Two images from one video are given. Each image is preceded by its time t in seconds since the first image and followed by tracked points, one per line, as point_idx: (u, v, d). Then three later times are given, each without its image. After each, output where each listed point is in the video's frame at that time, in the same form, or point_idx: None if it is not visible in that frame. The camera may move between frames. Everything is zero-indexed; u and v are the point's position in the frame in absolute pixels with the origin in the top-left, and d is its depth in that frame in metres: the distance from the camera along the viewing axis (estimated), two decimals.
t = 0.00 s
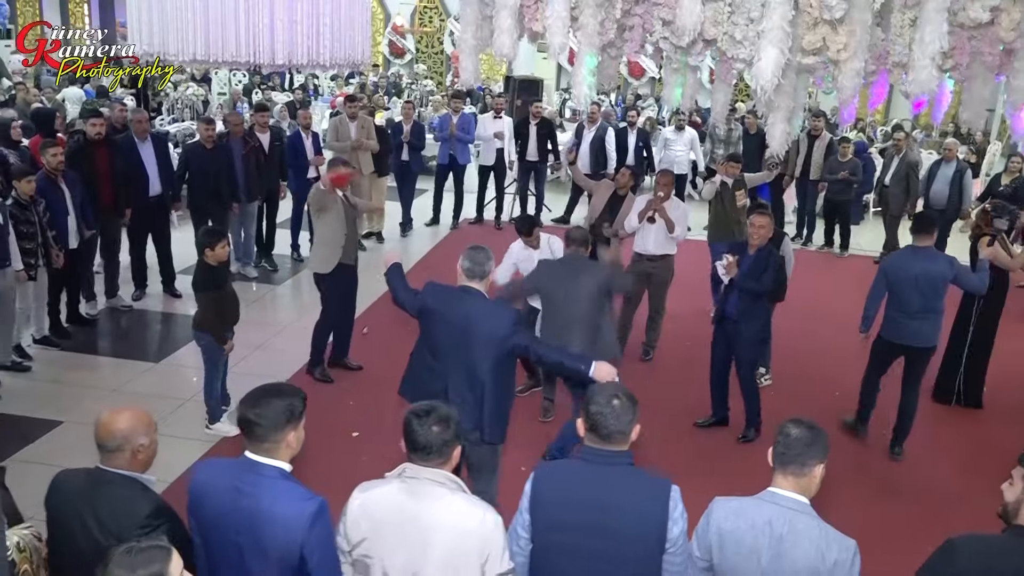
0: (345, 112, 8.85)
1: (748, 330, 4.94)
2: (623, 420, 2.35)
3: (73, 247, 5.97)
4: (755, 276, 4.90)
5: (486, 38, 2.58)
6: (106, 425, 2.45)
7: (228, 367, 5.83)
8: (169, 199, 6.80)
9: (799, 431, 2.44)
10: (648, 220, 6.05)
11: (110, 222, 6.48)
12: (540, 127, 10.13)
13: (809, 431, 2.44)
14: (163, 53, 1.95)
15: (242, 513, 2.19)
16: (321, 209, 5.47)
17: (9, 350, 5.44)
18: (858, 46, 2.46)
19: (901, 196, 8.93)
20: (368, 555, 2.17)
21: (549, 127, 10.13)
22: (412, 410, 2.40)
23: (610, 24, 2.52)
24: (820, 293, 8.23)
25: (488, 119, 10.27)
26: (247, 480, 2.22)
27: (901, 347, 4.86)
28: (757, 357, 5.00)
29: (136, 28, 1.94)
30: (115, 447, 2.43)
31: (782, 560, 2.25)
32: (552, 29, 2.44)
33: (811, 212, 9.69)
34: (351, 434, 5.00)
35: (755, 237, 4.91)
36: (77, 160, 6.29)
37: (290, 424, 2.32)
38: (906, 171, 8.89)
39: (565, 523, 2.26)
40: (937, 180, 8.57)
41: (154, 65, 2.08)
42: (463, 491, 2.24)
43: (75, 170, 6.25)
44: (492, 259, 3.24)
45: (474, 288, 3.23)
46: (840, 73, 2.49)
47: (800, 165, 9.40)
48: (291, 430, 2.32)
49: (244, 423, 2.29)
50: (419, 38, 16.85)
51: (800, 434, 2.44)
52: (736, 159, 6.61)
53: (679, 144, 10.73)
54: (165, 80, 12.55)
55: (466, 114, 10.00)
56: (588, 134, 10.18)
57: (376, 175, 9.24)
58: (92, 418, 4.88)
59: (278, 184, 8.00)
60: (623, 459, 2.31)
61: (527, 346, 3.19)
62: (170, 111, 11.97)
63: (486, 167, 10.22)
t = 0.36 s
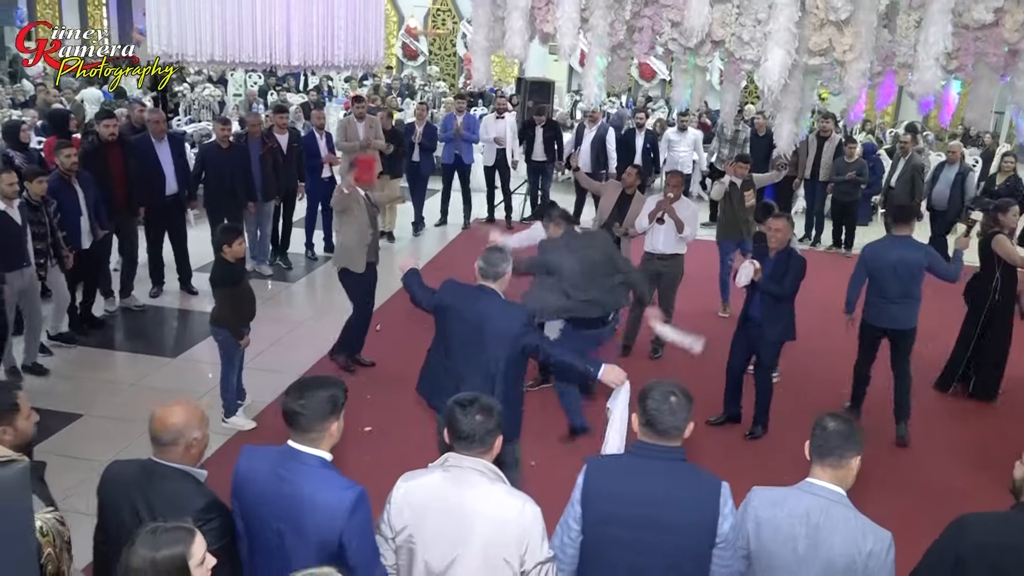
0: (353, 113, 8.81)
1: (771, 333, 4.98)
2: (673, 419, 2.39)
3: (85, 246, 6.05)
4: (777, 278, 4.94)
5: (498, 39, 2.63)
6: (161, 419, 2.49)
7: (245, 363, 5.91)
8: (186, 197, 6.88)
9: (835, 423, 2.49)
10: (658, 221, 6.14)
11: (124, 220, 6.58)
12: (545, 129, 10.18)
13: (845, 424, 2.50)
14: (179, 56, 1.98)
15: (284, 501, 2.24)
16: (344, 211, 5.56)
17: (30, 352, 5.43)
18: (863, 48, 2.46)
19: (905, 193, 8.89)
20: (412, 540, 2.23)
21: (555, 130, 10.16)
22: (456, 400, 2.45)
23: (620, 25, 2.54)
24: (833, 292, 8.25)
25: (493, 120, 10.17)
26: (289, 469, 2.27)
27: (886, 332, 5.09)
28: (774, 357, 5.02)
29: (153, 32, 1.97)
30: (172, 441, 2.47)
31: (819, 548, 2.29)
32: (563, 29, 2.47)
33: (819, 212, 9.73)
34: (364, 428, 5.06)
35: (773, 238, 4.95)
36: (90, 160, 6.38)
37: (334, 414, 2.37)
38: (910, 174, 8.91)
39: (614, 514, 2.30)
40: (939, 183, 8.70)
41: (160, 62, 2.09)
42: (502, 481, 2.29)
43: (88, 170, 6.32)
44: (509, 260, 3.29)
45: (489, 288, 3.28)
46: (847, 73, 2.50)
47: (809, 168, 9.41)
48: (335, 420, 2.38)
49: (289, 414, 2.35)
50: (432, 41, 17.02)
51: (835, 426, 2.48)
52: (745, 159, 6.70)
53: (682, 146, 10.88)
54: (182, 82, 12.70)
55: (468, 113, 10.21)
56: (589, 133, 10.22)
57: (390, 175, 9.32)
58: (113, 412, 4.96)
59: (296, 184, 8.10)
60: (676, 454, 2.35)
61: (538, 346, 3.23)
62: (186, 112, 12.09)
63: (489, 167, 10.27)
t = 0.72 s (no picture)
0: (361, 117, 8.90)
1: (775, 331, 5.07)
2: (701, 411, 2.47)
3: (110, 248, 6.14)
4: (779, 282, 5.03)
5: (507, 45, 2.73)
6: (197, 405, 2.57)
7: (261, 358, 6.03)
8: (204, 200, 6.98)
9: (834, 412, 2.60)
10: (660, 224, 6.24)
11: (147, 223, 6.67)
12: (553, 137, 10.29)
13: (845, 412, 2.61)
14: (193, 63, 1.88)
15: (315, 479, 2.36)
16: (361, 223, 5.65)
17: (54, 350, 5.45)
18: (859, 54, 2.50)
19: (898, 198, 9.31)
20: (431, 518, 2.33)
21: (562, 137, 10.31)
22: (468, 387, 2.54)
23: (624, 32, 2.63)
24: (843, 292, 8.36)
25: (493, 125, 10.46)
26: (317, 448, 2.39)
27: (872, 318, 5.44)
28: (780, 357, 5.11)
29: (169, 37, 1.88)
30: (206, 426, 2.56)
31: (819, 530, 2.40)
32: (568, 38, 2.57)
33: (819, 214, 9.86)
34: (376, 421, 5.16)
35: (774, 243, 5.05)
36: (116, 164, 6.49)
37: (362, 397, 2.49)
38: (904, 176, 9.30)
39: (629, 496, 2.38)
40: (927, 184, 8.98)
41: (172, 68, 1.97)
42: (517, 462, 2.38)
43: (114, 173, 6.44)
44: (528, 262, 3.40)
45: (511, 291, 3.37)
46: (842, 79, 2.53)
47: (808, 172, 9.51)
48: (361, 403, 2.49)
49: (319, 396, 2.46)
50: (442, 49, 17.33)
51: (834, 414, 2.60)
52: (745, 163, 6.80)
53: (684, 150, 10.87)
54: (199, 87, 12.92)
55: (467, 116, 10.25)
56: (584, 138, 10.47)
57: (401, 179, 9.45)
58: (134, 405, 5.08)
59: (310, 187, 8.23)
60: (695, 441, 2.44)
61: (569, 339, 3.40)
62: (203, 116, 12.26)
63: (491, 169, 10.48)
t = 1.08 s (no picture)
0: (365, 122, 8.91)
1: (778, 331, 5.13)
2: (697, 397, 2.54)
3: (123, 250, 6.21)
4: (778, 283, 5.12)
5: (512, 52, 2.82)
6: (225, 397, 2.68)
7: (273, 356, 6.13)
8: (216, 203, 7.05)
9: (850, 407, 2.64)
10: (660, 228, 6.33)
11: (162, 224, 6.79)
12: (553, 143, 10.40)
13: (861, 408, 2.63)
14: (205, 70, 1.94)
15: (346, 471, 2.42)
16: (364, 226, 5.73)
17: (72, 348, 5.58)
18: (853, 61, 2.56)
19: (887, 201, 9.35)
20: (456, 509, 2.43)
21: (561, 143, 10.42)
22: (498, 383, 2.59)
23: (625, 40, 2.71)
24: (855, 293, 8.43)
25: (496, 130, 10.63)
26: (348, 441, 2.46)
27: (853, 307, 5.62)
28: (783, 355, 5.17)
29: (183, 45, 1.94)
30: (233, 416, 2.66)
31: (838, 522, 2.45)
32: (570, 44, 2.64)
33: (813, 218, 9.91)
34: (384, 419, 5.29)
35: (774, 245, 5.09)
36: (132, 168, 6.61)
37: (391, 391, 2.56)
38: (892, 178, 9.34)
39: (634, 479, 2.47)
40: (915, 189, 9.09)
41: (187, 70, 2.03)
42: (540, 455, 2.46)
43: (131, 176, 6.56)
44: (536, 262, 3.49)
45: (520, 291, 3.46)
46: (837, 85, 2.59)
47: (802, 174, 9.72)
48: (391, 397, 2.57)
49: (351, 389, 2.54)
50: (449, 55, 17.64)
51: (852, 410, 2.63)
52: (742, 166, 6.86)
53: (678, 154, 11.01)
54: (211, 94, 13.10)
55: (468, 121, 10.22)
56: (580, 141, 10.44)
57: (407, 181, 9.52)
58: (150, 401, 5.17)
59: (320, 189, 8.34)
60: (690, 427, 2.52)
61: (583, 331, 3.45)
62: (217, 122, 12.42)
63: (494, 174, 10.58)
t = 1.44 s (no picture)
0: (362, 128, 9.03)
1: (778, 328, 5.14)
2: (693, 390, 2.62)
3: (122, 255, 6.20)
4: (781, 279, 5.19)
5: (509, 58, 2.89)
6: (253, 401, 2.61)
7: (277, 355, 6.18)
8: (218, 206, 7.11)
9: (880, 409, 2.65)
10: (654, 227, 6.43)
11: (161, 226, 6.83)
12: (540, 143, 10.49)
13: (891, 410, 2.65)
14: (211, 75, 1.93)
15: (377, 476, 2.42)
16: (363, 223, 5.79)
17: (77, 348, 5.68)
18: (842, 66, 2.63)
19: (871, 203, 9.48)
20: (495, 514, 2.44)
21: (550, 144, 10.50)
22: (536, 387, 2.61)
23: (619, 47, 2.77)
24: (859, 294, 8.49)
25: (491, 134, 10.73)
26: (379, 445, 2.46)
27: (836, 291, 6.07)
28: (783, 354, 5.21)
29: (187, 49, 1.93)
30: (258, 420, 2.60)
31: (869, 523, 2.46)
32: (567, 50, 2.70)
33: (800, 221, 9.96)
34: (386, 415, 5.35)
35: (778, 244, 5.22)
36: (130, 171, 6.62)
37: (421, 395, 2.56)
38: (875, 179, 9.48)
39: (635, 471, 2.53)
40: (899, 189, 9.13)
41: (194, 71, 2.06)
42: (575, 455, 2.49)
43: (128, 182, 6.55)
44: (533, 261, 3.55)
45: (519, 291, 3.51)
46: (827, 90, 2.67)
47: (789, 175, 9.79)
48: (420, 402, 2.57)
49: (382, 395, 2.52)
50: (449, 61, 17.81)
51: (882, 411, 2.64)
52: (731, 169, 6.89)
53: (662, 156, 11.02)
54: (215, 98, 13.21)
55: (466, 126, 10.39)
56: (575, 145, 10.53)
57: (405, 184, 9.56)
58: (157, 400, 5.21)
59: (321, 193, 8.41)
60: (685, 421, 2.58)
61: (583, 331, 3.49)
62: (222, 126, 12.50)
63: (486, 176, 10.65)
